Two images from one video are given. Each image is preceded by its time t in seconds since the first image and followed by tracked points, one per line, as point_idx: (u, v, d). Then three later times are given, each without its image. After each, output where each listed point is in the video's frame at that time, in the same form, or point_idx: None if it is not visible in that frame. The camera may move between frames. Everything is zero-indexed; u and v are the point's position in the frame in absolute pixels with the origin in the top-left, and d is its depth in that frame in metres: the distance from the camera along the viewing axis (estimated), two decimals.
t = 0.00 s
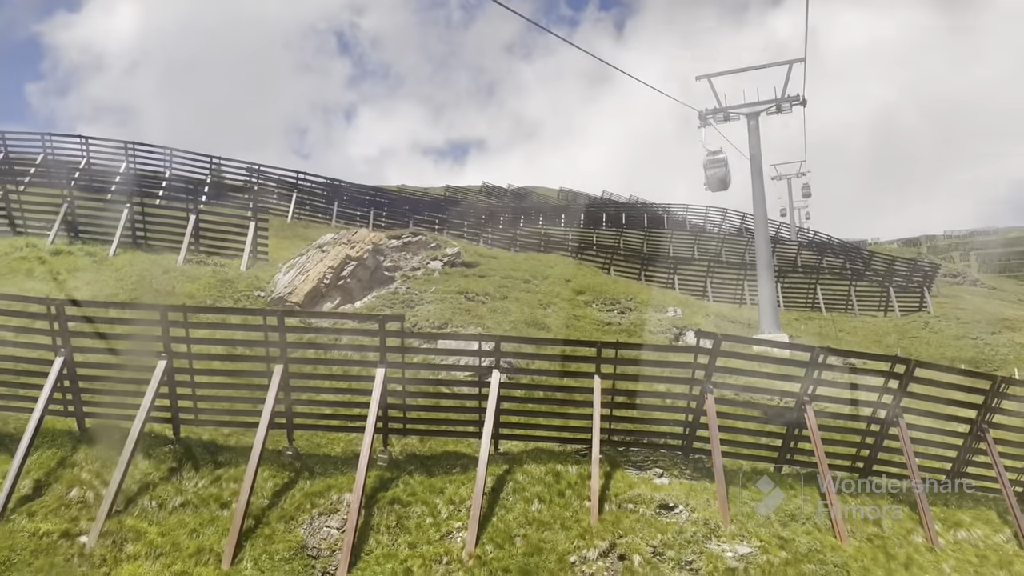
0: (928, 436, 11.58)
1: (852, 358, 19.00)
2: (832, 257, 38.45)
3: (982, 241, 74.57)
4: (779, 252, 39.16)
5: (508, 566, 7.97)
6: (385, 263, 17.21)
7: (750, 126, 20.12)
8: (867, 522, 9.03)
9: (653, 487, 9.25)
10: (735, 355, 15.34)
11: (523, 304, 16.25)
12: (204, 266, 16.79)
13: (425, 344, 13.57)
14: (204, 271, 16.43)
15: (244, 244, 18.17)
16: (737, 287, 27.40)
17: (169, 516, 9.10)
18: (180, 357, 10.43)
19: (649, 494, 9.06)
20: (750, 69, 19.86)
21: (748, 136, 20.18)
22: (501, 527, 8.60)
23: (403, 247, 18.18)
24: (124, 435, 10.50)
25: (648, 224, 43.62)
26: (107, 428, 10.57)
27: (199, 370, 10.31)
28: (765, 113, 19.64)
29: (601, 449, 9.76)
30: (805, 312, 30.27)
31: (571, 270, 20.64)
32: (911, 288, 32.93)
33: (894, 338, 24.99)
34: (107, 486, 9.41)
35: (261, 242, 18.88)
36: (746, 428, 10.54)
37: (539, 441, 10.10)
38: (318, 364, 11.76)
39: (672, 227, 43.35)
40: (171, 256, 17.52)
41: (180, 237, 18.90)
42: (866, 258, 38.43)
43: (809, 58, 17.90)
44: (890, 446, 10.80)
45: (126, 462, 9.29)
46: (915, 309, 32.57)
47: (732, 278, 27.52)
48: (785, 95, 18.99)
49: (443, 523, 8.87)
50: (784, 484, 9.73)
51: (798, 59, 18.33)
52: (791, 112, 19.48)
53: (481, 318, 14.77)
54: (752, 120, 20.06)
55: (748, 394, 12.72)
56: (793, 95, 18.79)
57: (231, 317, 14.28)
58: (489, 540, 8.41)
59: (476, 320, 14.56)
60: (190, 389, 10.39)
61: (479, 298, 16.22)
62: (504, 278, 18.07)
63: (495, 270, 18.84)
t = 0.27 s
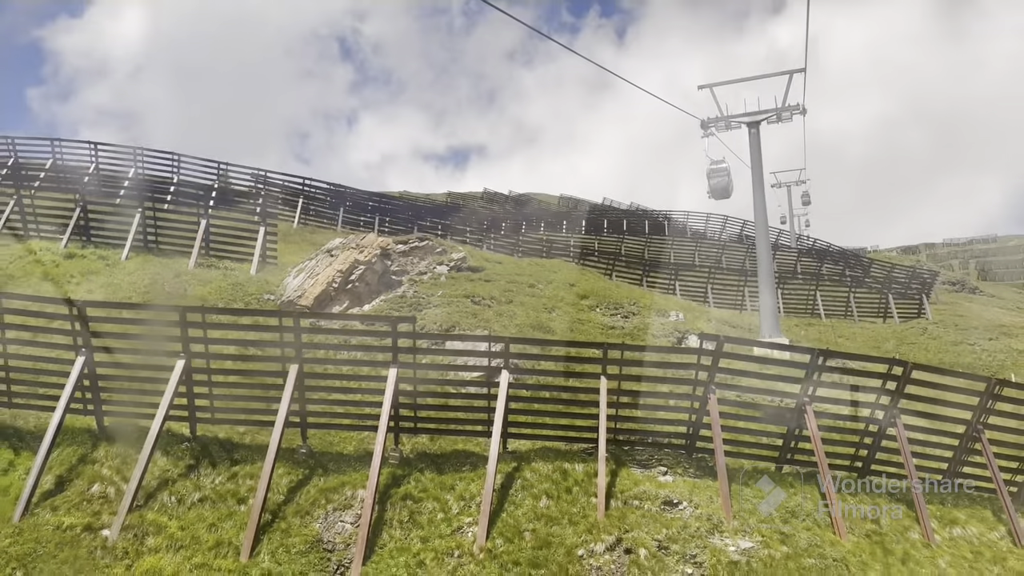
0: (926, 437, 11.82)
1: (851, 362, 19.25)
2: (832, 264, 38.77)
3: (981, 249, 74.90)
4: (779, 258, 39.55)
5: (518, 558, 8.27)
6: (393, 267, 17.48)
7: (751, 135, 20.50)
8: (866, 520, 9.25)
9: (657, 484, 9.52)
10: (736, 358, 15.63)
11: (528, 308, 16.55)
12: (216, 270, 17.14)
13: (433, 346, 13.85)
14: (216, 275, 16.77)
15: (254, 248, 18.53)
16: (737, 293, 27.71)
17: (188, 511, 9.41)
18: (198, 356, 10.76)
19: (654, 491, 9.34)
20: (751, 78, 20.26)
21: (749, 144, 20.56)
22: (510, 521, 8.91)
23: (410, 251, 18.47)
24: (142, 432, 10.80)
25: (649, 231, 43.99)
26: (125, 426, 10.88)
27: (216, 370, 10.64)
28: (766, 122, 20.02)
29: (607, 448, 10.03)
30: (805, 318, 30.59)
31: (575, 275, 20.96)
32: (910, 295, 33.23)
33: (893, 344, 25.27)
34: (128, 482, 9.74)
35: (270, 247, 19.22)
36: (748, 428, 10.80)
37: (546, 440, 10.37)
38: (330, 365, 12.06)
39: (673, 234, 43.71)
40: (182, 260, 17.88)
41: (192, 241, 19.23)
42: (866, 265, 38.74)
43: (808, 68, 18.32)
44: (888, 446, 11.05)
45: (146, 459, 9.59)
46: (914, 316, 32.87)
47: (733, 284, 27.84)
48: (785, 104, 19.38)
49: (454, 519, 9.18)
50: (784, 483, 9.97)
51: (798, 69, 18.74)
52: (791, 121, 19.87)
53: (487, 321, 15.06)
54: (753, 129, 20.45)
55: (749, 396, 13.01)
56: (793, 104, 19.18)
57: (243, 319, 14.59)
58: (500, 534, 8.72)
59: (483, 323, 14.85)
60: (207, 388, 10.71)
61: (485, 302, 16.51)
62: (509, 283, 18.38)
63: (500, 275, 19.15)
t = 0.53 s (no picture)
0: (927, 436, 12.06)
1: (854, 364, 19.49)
2: (835, 267, 39.04)
3: (984, 254, 75.02)
4: (782, 263, 39.85)
5: (531, 550, 8.57)
6: (403, 271, 17.71)
7: (754, 140, 20.86)
8: (869, 515, 9.47)
9: (666, 480, 9.80)
10: (741, 360, 15.92)
11: (535, 310, 16.87)
12: (230, 274, 17.53)
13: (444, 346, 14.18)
14: (230, 279, 17.15)
15: (267, 252, 18.91)
16: (740, 296, 28.00)
17: (211, 505, 9.73)
18: (219, 356, 11.09)
19: (662, 487, 9.62)
20: (754, 85, 20.64)
21: (752, 149, 20.91)
22: (523, 515, 9.21)
23: (420, 255, 18.79)
24: (164, 430, 11.13)
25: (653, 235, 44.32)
26: (146, 424, 11.20)
27: (235, 370, 10.95)
28: (769, 128, 20.37)
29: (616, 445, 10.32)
30: (808, 321, 30.87)
31: (581, 278, 21.29)
32: (912, 298, 33.50)
33: (895, 347, 25.52)
34: (152, 478, 10.07)
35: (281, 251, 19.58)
36: (754, 426, 11.08)
37: (556, 438, 10.65)
38: (345, 366, 12.38)
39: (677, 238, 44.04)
40: (197, 264, 18.27)
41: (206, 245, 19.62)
42: (868, 269, 38.98)
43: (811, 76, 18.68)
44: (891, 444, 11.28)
45: (169, 455, 9.92)
46: (916, 319, 33.11)
47: (737, 287, 28.14)
48: (788, 110, 19.74)
49: (468, 513, 9.48)
50: (789, 479, 10.23)
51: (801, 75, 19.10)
52: (794, 127, 20.22)
53: (496, 323, 15.39)
54: (756, 135, 20.81)
55: (755, 396, 13.27)
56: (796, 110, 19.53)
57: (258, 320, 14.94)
58: (513, 528, 9.02)
59: (492, 324, 15.18)
60: (228, 387, 10.99)
61: (494, 304, 16.85)
62: (517, 286, 18.73)
63: (508, 278, 19.49)
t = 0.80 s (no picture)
0: (930, 434, 12.30)
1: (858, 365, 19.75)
2: (838, 270, 39.28)
3: (988, 257, 75.10)
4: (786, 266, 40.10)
5: (544, 543, 8.89)
6: (413, 274, 18.07)
7: (758, 145, 21.18)
8: (872, 510, 9.73)
9: (674, 476, 10.09)
10: (746, 360, 16.21)
11: (544, 312, 17.20)
12: (244, 278, 17.93)
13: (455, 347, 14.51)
14: (244, 283, 17.54)
15: (280, 257, 19.32)
16: (744, 298, 28.29)
17: (233, 501, 10.05)
18: (240, 357, 11.42)
19: (670, 482, 9.91)
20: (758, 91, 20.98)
21: (756, 154, 21.23)
22: (536, 510, 9.53)
23: (429, 259, 19.17)
24: (186, 429, 11.47)
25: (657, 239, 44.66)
26: (169, 423, 11.54)
27: (256, 370, 11.29)
28: (773, 133, 20.70)
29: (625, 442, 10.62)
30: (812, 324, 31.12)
31: (588, 281, 21.63)
32: (914, 301, 33.74)
33: (898, 349, 25.74)
34: (176, 475, 10.41)
35: (293, 255, 19.96)
36: (759, 424, 11.36)
37: (566, 435, 10.96)
38: (361, 367, 12.72)
39: (681, 241, 44.36)
40: (211, 269, 18.67)
41: (219, 250, 20.00)
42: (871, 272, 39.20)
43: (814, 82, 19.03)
44: (893, 442, 11.54)
45: (192, 453, 10.25)
46: (919, 321, 33.33)
47: (740, 290, 28.44)
48: (792, 115, 20.07)
49: (482, 508, 9.79)
50: (794, 475, 10.50)
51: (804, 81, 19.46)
52: (798, 132, 20.53)
53: (506, 324, 15.72)
54: (760, 139, 21.13)
55: (760, 395, 13.56)
56: (799, 116, 19.85)
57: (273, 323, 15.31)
58: (526, 522, 9.34)
59: (501, 326, 15.51)
60: (249, 386, 11.35)
61: (503, 307, 17.18)
62: (525, 289, 19.07)
63: (516, 281, 19.84)
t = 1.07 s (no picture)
0: (934, 431, 12.52)
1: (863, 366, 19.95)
2: (843, 272, 39.43)
3: (993, 259, 75.02)
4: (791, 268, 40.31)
5: (559, 535, 9.20)
6: (424, 276, 18.41)
7: (764, 149, 21.46)
8: (877, 504, 9.97)
9: (683, 471, 10.36)
10: (753, 360, 16.46)
11: (553, 314, 17.50)
12: (259, 281, 18.32)
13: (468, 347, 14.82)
14: (259, 285, 17.92)
15: (293, 260, 19.73)
16: (750, 300, 28.53)
17: (256, 496, 10.37)
18: (260, 357, 11.76)
19: (680, 477, 10.18)
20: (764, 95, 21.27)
21: (762, 158, 21.51)
22: (550, 504, 9.83)
23: (440, 261, 19.51)
24: (208, 427, 11.80)
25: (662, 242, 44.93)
26: (192, 421, 11.87)
27: (276, 369, 11.63)
28: (778, 136, 20.98)
29: (636, 439, 10.90)
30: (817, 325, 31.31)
31: (595, 283, 21.92)
32: (920, 303, 33.89)
33: (904, 350, 25.91)
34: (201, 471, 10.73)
35: (306, 258, 20.34)
36: (766, 422, 11.62)
37: (578, 432, 11.25)
38: (376, 367, 13.05)
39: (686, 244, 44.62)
40: (227, 272, 19.07)
41: (234, 254, 20.40)
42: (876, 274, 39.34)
43: (818, 86, 19.32)
44: (898, 439, 11.76)
45: (216, 449, 10.59)
46: (924, 323, 33.46)
47: (746, 292, 28.69)
48: (797, 119, 20.35)
49: (498, 502, 10.09)
50: (801, 471, 10.75)
51: (809, 86, 19.74)
52: (802, 135, 20.81)
53: (516, 325, 16.02)
54: (765, 143, 21.41)
55: (767, 394, 13.81)
56: (804, 119, 20.14)
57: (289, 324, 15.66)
58: (541, 515, 9.64)
59: (512, 327, 15.82)
60: (269, 385, 11.70)
61: (513, 308, 17.49)
62: (535, 291, 19.38)
63: (525, 283, 20.16)
